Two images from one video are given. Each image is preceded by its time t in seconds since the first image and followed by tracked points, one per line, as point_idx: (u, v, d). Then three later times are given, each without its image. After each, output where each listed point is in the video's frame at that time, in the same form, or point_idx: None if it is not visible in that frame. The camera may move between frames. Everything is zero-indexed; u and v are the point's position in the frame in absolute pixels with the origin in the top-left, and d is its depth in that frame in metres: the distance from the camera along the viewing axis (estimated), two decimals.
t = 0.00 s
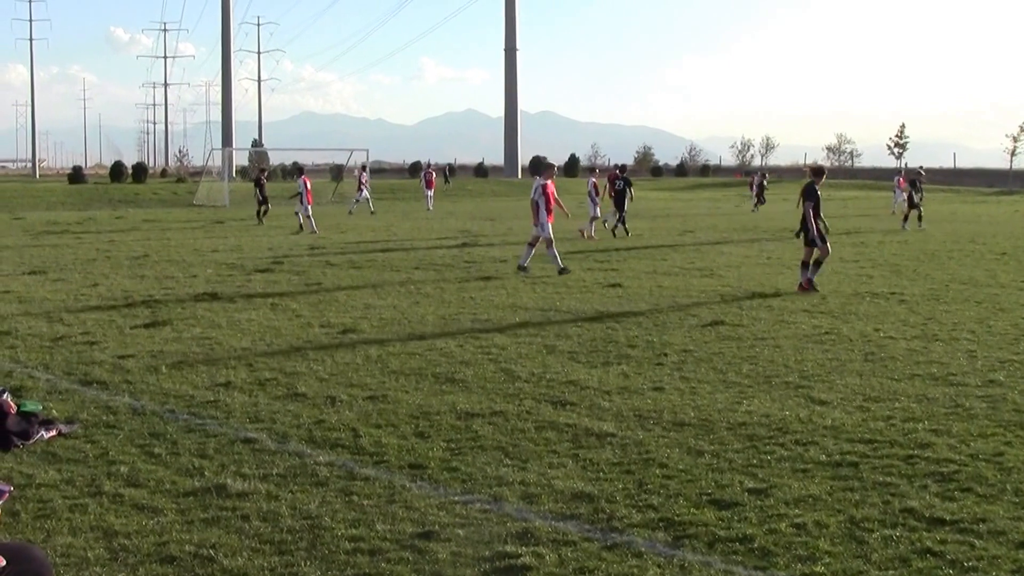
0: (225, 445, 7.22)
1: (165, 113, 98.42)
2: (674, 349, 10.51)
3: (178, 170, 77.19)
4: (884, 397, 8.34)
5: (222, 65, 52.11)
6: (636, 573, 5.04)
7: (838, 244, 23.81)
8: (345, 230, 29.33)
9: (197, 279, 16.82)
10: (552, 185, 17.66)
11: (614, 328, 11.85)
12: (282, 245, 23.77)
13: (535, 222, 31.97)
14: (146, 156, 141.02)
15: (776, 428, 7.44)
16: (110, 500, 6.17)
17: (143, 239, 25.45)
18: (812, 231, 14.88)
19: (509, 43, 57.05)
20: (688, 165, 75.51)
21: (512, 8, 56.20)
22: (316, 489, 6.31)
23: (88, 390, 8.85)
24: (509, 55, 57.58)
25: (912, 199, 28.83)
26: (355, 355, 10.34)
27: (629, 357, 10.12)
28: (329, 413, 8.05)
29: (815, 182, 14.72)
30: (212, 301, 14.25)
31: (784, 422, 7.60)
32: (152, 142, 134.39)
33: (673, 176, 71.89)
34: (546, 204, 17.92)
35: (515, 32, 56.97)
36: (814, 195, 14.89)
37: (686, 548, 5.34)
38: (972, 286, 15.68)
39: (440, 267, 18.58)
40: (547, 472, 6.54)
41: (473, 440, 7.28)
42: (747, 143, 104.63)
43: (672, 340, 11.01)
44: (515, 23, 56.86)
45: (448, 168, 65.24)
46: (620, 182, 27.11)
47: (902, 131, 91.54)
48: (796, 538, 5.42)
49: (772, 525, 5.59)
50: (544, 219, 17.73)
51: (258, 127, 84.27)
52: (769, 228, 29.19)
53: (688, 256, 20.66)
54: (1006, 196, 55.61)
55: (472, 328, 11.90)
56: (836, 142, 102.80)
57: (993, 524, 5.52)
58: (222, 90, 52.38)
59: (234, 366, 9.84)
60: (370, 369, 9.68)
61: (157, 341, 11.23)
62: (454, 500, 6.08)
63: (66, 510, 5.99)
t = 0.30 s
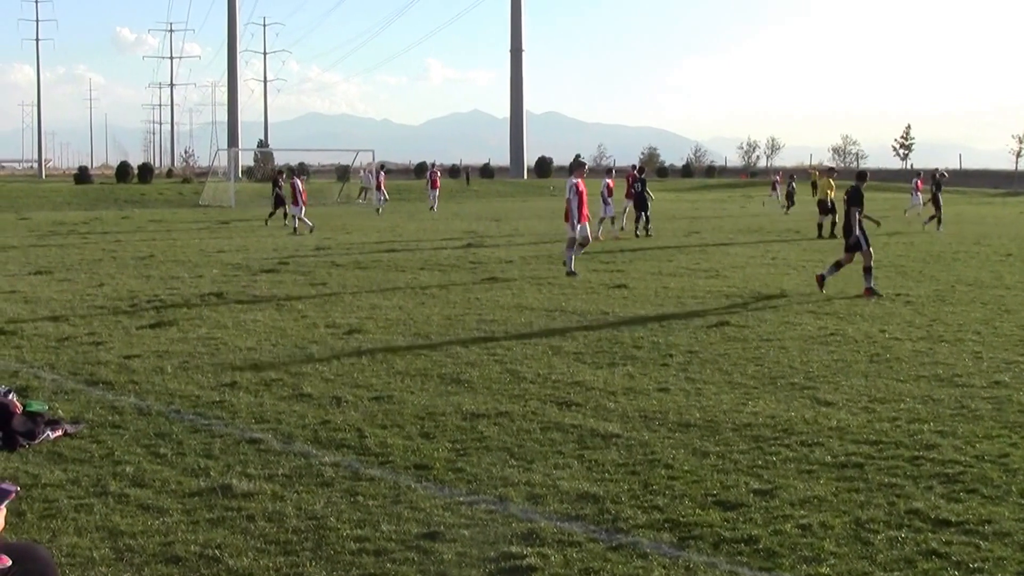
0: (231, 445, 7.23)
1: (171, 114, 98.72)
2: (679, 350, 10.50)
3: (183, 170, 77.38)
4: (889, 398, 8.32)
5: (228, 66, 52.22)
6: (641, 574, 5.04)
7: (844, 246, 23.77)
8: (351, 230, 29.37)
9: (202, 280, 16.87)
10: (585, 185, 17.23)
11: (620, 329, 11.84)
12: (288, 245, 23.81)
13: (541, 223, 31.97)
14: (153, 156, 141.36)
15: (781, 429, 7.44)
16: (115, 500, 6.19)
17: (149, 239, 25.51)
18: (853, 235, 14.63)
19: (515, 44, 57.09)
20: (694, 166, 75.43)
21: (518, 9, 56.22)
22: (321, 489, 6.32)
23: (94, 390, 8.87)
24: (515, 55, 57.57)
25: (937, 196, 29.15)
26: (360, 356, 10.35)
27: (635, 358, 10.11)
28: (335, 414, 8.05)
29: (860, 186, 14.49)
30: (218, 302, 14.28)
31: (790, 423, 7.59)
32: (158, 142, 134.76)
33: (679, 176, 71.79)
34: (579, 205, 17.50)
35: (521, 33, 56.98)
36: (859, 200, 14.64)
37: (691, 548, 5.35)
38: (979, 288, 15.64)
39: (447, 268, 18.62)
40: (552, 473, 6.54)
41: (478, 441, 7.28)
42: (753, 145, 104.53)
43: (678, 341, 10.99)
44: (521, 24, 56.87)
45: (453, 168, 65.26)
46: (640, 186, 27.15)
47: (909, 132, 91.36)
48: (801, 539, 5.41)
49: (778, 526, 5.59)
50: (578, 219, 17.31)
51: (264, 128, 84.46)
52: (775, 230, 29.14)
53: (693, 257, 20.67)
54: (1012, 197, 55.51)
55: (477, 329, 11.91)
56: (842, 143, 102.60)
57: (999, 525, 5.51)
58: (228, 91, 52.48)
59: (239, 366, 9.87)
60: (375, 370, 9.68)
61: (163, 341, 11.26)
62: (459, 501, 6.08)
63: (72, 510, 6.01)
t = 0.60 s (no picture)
0: (236, 446, 7.25)
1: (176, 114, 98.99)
2: (684, 351, 10.50)
3: (188, 171, 77.57)
4: (894, 400, 8.30)
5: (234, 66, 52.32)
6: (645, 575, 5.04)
7: (849, 247, 23.76)
8: (356, 231, 29.42)
9: (207, 280, 16.91)
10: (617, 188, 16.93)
11: (625, 330, 11.84)
12: (293, 245, 23.86)
13: (546, 224, 31.98)
14: (158, 157, 141.70)
15: (786, 430, 7.43)
16: (121, 500, 6.20)
17: (154, 239, 25.58)
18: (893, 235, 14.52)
19: (520, 45, 57.13)
20: (699, 167, 75.43)
21: (523, 10, 56.26)
22: (326, 490, 6.33)
23: (99, 390, 8.89)
24: (520, 56, 57.58)
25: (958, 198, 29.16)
26: (365, 356, 10.36)
27: (640, 358, 10.11)
28: (339, 415, 8.06)
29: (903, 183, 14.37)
30: (223, 302, 14.31)
31: (795, 424, 7.58)
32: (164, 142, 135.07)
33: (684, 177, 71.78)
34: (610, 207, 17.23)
35: (526, 33, 56.97)
36: (902, 198, 14.50)
37: (696, 549, 5.34)
38: (984, 289, 15.62)
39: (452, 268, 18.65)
40: (557, 474, 6.54)
41: (483, 441, 7.28)
42: (758, 145, 104.46)
43: (682, 342, 10.99)
44: (526, 24, 56.88)
45: (458, 168, 65.27)
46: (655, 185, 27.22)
47: (914, 132, 91.23)
48: (806, 540, 5.41)
49: (783, 527, 5.58)
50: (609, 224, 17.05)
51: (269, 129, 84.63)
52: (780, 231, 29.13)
53: (698, 258, 20.68)
54: (1017, 199, 55.35)
55: (482, 329, 11.92)
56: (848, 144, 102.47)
57: (1004, 527, 5.50)
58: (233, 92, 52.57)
59: (244, 367, 9.89)
60: (380, 370, 9.70)
61: (168, 341, 11.28)
62: (464, 501, 6.08)
63: (77, 510, 6.02)
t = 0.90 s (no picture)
0: (241, 446, 7.26)
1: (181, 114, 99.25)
2: (688, 351, 10.51)
3: (192, 171, 77.75)
4: (899, 401, 8.29)
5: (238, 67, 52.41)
6: None
7: (854, 247, 23.77)
8: (361, 231, 29.49)
9: (212, 280, 16.96)
10: (649, 183, 16.73)
11: (629, 330, 11.86)
12: (297, 246, 23.95)
13: (549, 225, 31.99)
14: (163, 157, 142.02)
15: (791, 431, 7.42)
16: (125, 500, 6.21)
17: (159, 240, 25.66)
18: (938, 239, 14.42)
19: (524, 46, 57.17)
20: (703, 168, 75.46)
21: (528, 10, 56.28)
22: (331, 490, 6.34)
23: (104, 390, 8.91)
24: (525, 56, 57.63)
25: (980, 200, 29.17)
26: (370, 356, 10.38)
27: (644, 359, 10.12)
28: (344, 415, 8.06)
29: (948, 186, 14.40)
30: (228, 302, 14.35)
31: (799, 425, 7.58)
32: (169, 143, 135.26)
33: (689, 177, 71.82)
34: (642, 204, 16.98)
35: (531, 34, 57.01)
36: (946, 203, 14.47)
37: (700, 550, 5.34)
38: (988, 290, 15.60)
39: (457, 269, 18.70)
40: (561, 475, 6.54)
41: (488, 442, 7.28)
42: (763, 146, 104.44)
43: (687, 343, 10.99)
44: (531, 24, 56.87)
45: (462, 169, 65.29)
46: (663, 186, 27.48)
47: (919, 133, 91.15)
48: (811, 541, 5.40)
49: (787, 528, 5.58)
50: (641, 220, 16.74)
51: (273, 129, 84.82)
52: (784, 231, 29.12)
53: (702, 259, 20.71)
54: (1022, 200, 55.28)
55: (487, 330, 11.93)
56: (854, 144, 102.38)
57: (1008, 528, 5.50)
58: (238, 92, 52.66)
59: (249, 367, 9.91)
60: (385, 371, 9.71)
61: (173, 341, 11.31)
62: (469, 502, 6.09)
63: (81, 510, 6.03)
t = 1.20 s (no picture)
0: (244, 446, 7.26)
1: (185, 115, 99.42)
2: (692, 352, 10.51)
3: (196, 171, 77.97)
4: (902, 401, 8.28)
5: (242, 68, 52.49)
6: None
7: (858, 248, 23.79)
8: (364, 231, 29.56)
9: (216, 280, 17.01)
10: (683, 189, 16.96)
11: (633, 330, 11.87)
12: (301, 246, 24.02)
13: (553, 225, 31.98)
14: (167, 157, 142.33)
15: (795, 432, 7.41)
16: (129, 500, 6.22)
17: (163, 239, 25.75)
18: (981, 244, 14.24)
19: (528, 46, 57.19)
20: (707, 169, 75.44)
21: (532, 10, 56.32)
22: (334, 490, 6.34)
23: (107, 390, 8.92)
24: (529, 56, 57.67)
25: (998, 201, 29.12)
26: (374, 357, 10.39)
27: (648, 360, 10.12)
28: (347, 415, 8.07)
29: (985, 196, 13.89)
30: (232, 302, 14.39)
31: (802, 426, 7.57)
32: (172, 143, 135.32)
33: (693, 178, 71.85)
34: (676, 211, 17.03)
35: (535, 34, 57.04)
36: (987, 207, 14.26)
37: (703, 551, 5.34)
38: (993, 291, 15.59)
39: (460, 269, 18.74)
40: (565, 475, 6.54)
41: (492, 442, 7.28)
42: (767, 147, 104.42)
43: (691, 343, 10.99)
44: (535, 24, 56.84)
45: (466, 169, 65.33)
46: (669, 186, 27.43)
47: (923, 134, 91.07)
48: (814, 542, 5.40)
49: (790, 529, 5.58)
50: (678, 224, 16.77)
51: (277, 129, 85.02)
52: (788, 232, 29.12)
53: (706, 259, 20.73)
54: None
55: (491, 330, 11.95)
56: (858, 145, 102.33)
57: (1012, 529, 5.49)
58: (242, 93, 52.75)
59: (253, 367, 9.93)
60: (388, 371, 9.72)
61: (177, 341, 11.33)
62: (473, 503, 6.09)
63: (85, 510, 6.04)
